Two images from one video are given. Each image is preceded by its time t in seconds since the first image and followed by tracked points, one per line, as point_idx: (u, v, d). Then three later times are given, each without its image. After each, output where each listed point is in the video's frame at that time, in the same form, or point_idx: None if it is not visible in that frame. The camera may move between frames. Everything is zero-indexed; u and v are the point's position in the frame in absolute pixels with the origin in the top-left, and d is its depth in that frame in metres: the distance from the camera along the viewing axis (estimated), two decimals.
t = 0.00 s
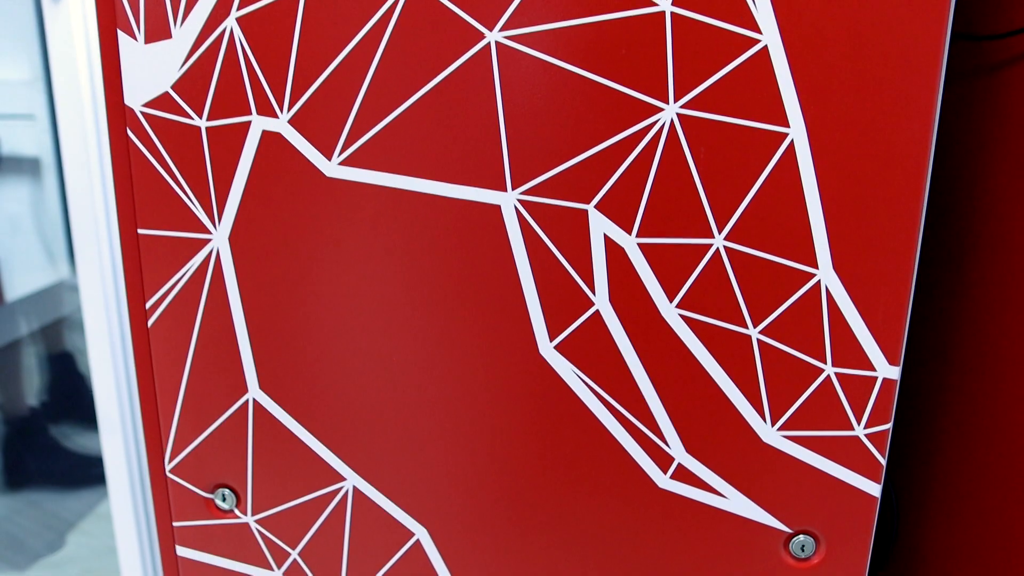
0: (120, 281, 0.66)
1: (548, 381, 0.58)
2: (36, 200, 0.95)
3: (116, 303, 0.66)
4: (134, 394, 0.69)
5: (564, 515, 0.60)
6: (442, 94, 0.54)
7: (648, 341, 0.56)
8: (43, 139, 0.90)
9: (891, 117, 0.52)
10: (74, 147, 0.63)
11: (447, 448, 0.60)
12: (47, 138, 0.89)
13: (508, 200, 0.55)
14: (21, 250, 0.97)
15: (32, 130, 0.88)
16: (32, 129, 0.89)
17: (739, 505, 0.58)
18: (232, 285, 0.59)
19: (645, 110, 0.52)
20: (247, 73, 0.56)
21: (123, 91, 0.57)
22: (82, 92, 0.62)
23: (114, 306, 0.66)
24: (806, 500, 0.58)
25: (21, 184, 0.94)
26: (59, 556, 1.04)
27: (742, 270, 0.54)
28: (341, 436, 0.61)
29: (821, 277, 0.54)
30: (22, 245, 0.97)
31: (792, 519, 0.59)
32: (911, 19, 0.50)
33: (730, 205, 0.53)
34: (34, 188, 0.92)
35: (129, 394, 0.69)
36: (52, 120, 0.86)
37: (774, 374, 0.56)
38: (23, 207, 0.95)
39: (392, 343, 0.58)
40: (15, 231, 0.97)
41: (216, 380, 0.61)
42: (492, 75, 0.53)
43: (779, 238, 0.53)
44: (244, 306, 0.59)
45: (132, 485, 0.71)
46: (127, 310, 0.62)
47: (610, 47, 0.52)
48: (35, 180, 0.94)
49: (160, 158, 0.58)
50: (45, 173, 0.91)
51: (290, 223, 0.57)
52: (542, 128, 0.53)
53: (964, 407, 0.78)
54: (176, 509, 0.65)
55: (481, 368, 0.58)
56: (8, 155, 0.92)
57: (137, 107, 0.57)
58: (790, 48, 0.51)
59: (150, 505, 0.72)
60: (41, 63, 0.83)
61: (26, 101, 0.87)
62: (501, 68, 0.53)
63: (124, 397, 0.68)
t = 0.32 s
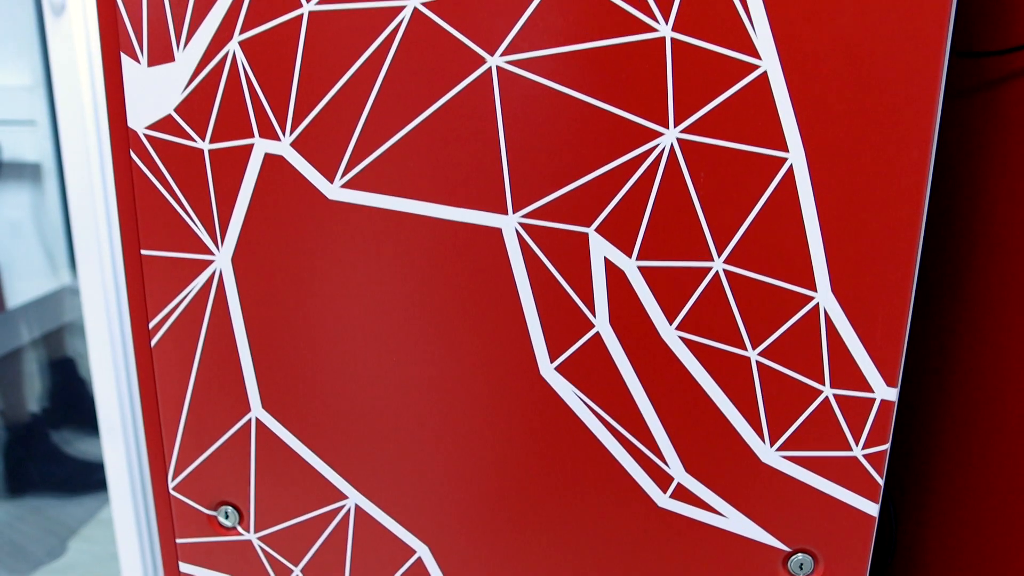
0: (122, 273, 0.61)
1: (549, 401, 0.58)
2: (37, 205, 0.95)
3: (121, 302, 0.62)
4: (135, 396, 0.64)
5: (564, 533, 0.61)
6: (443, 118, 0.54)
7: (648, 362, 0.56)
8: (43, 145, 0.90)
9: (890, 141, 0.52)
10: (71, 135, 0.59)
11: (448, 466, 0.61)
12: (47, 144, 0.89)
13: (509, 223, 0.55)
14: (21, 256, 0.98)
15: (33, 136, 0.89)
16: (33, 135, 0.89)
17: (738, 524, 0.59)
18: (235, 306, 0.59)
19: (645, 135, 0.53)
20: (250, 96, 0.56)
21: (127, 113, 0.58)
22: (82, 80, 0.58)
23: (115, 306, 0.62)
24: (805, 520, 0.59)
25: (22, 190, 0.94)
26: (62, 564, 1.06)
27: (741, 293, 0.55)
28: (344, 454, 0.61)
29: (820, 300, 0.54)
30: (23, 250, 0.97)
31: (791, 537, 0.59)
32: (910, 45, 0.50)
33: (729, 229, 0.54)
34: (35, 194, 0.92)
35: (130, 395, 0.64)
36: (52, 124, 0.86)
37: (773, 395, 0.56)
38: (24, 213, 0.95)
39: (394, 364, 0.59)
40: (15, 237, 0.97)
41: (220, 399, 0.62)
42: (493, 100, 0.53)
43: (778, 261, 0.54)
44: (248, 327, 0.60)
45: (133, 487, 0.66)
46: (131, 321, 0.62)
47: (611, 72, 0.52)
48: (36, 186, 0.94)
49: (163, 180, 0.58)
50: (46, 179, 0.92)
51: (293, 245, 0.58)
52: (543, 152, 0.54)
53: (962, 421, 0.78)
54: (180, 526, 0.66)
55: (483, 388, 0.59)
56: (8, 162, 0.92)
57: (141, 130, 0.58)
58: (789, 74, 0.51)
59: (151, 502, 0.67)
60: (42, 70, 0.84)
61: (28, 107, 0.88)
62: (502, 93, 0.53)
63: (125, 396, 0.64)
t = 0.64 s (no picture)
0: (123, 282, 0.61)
1: (545, 431, 0.59)
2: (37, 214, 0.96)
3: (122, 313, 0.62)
4: (135, 406, 0.64)
5: (561, 559, 0.62)
6: (441, 153, 0.55)
7: (644, 393, 0.57)
8: (43, 154, 0.91)
9: (882, 179, 0.52)
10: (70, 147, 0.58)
11: (446, 494, 0.61)
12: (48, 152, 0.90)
13: (506, 257, 0.56)
14: (22, 264, 0.98)
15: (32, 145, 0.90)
16: (33, 144, 0.90)
17: (732, 551, 0.60)
18: (235, 336, 0.60)
19: (640, 171, 0.53)
20: (250, 130, 0.56)
21: (128, 145, 0.58)
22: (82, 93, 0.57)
23: (116, 316, 0.62)
24: (798, 548, 0.59)
25: (23, 198, 0.95)
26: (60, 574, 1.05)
27: (735, 326, 0.55)
28: (343, 481, 0.62)
29: (813, 334, 0.55)
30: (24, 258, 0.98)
31: (784, 565, 0.60)
32: (903, 85, 0.51)
33: (724, 264, 0.54)
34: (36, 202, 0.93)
35: (130, 404, 0.63)
36: (53, 132, 0.87)
37: (767, 426, 0.57)
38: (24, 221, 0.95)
39: (393, 393, 0.60)
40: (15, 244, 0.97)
41: (221, 426, 0.62)
42: (491, 135, 0.54)
43: (772, 295, 0.55)
44: (248, 356, 0.60)
45: (133, 498, 0.65)
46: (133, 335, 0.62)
47: (607, 109, 0.53)
48: (37, 195, 0.95)
49: (164, 211, 0.59)
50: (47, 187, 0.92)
51: (293, 277, 0.58)
52: (540, 187, 0.54)
53: (956, 443, 0.79)
54: (180, 549, 0.66)
55: (480, 418, 0.59)
56: (8, 171, 0.93)
57: (142, 162, 0.58)
58: (783, 112, 0.52)
59: (151, 512, 0.66)
60: (40, 82, 0.86)
61: (28, 116, 0.89)
62: (499, 129, 0.54)
63: (125, 406, 0.63)
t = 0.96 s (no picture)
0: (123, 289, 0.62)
1: (544, 466, 0.60)
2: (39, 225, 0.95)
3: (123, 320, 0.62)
4: (136, 410, 0.65)
5: None
6: (441, 195, 0.55)
7: (641, 429, 0.58)
8: (44, 164, 0.88)
9: (877, 223, 0.53)
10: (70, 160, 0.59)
11: (447, 526, 0.62)
12: (49, 164, 0.88)
13: (506, 296, 0.56)
14: (23, 274, 0.99)
15: (34, 156, 0.87)
16: (34, 155, 0.88)
17: None
18: (238, 372, 0.61)
19: (638, 213, 0.54)
20: (252, 171, 0.57)
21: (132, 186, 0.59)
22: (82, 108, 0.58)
23: (115, 316, 0.62)
24: None
25: (24, 208, 0.94)
26: None
27: (732, 365, 0.56)
28: (345, 513, 0.63)
29: (808, 372, 0.56)
30: (26, 270, 0.99)
31: None
32: (897, 131, 0.52)
33: (720, 305, 0.55)
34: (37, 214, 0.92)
35: (131, 408, 0.64)
36: (53, 141, 0.85)
37: (763, 462, 0.58)
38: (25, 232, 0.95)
39: (394, 429, 0.61)
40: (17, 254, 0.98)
41: (224, 459, 0.63)
42: (491, 177, 0.55)
43: (768, 335, 0.55)
44: (251, 390, 0.61)
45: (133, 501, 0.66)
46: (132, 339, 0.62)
47: (605, 153, 0.53)
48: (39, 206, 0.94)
49: (167, 249, 0.59)
50: (50, 200, 0.91)
51: (295, 315, 0.59)
52: (538, 228, 0.55)
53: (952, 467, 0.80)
54: None
55: (480, 453, 0.60)
56: (10, 181, 0.92)
57: (145, 201, 0.59)
58: (779, 157, 0.53)
59: (151, 511, 0.67)
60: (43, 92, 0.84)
61: (30, 127, 0.87)
62: (499, 171, 0.55)
63: (125, 404, 0.64)
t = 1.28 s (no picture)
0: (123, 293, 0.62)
1: (545, 505, 0.60)
2: (41, 236, 0.92)
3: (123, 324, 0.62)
4: (136, 412, 0.65)
5: None
6: (443, 241, 0.56)
7: (641, 470, 0.59)
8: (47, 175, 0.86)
9: (874, 271, 0.54)
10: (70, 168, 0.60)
11: (448, 562, 0.63)
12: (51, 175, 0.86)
13: (507, 340, 0.57)
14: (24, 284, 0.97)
15: (36, 167, 0.86)
16: (36, 167, 0.86)
17: None
18: (243, 411, 0.62)
19: (637, 260, 0.55)
20: (256, 215, 0.58)
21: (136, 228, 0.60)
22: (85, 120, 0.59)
23: (116, 319, 0.62)
24: None
25: (26, 219, 0.92)
26: None
27: (730, 408, 0.57)
28: (348, 548, 0.64)
29: (805, 416, 0.57)
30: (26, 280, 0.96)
31: None
32: (893, 181, 0.52)
33: (719, 349, 0.56)
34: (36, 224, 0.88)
35: (131, 410, 0.65)
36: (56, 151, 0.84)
37: (760, 503, 0.58)
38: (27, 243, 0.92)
39: (396, 467, 0.61)
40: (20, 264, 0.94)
41: (228, 495, 0.64)
42: (492, 224, 0.55)
43: (765, 379, 0.56)
44: (255, 429, 0.62)
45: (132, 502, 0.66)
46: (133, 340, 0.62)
47: (605, 201, 0.54)
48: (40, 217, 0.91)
49: (172, 291, 0.60)
50: (51, 211, 0.89)
51: (298, 356, 0.60)
52: (539, 274, 0.56)
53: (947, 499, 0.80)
54: None
55: (481, 492, 0.61)
56: (10, 193, 0.90)
57: (150, 243, 0.60)
58: (777, 206, 0.53)
59: (151, 513, 0.67)
60: (43, 105, 0.82)
61: (31, 138, 0.85)
62: (500, 218, 0.55)
63: (125, 406, 0.64)
